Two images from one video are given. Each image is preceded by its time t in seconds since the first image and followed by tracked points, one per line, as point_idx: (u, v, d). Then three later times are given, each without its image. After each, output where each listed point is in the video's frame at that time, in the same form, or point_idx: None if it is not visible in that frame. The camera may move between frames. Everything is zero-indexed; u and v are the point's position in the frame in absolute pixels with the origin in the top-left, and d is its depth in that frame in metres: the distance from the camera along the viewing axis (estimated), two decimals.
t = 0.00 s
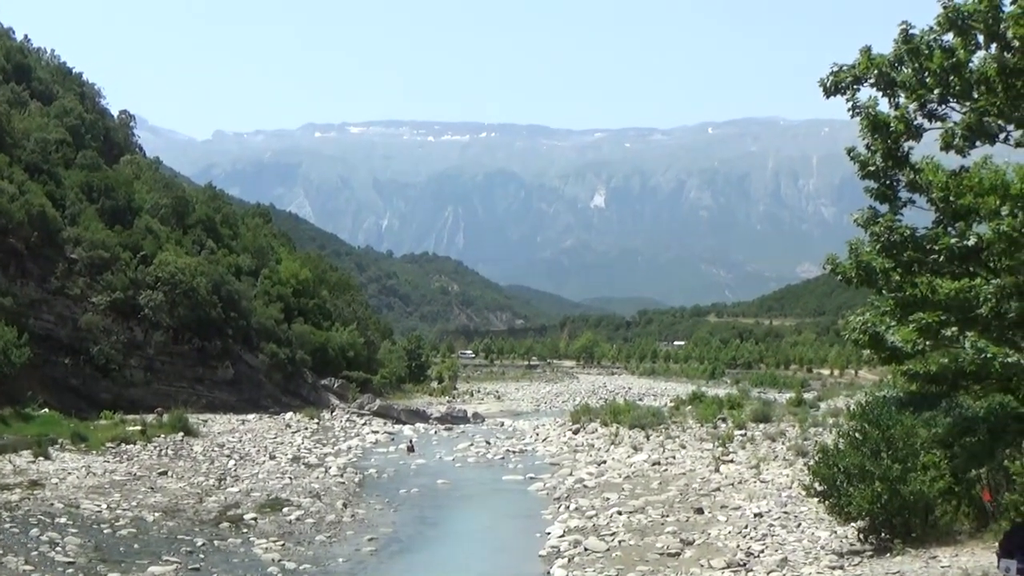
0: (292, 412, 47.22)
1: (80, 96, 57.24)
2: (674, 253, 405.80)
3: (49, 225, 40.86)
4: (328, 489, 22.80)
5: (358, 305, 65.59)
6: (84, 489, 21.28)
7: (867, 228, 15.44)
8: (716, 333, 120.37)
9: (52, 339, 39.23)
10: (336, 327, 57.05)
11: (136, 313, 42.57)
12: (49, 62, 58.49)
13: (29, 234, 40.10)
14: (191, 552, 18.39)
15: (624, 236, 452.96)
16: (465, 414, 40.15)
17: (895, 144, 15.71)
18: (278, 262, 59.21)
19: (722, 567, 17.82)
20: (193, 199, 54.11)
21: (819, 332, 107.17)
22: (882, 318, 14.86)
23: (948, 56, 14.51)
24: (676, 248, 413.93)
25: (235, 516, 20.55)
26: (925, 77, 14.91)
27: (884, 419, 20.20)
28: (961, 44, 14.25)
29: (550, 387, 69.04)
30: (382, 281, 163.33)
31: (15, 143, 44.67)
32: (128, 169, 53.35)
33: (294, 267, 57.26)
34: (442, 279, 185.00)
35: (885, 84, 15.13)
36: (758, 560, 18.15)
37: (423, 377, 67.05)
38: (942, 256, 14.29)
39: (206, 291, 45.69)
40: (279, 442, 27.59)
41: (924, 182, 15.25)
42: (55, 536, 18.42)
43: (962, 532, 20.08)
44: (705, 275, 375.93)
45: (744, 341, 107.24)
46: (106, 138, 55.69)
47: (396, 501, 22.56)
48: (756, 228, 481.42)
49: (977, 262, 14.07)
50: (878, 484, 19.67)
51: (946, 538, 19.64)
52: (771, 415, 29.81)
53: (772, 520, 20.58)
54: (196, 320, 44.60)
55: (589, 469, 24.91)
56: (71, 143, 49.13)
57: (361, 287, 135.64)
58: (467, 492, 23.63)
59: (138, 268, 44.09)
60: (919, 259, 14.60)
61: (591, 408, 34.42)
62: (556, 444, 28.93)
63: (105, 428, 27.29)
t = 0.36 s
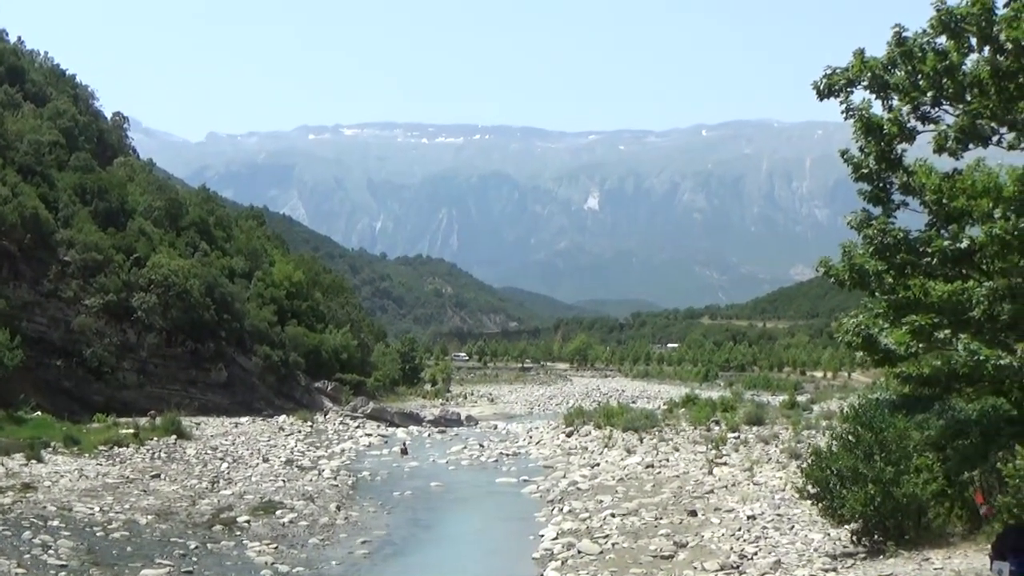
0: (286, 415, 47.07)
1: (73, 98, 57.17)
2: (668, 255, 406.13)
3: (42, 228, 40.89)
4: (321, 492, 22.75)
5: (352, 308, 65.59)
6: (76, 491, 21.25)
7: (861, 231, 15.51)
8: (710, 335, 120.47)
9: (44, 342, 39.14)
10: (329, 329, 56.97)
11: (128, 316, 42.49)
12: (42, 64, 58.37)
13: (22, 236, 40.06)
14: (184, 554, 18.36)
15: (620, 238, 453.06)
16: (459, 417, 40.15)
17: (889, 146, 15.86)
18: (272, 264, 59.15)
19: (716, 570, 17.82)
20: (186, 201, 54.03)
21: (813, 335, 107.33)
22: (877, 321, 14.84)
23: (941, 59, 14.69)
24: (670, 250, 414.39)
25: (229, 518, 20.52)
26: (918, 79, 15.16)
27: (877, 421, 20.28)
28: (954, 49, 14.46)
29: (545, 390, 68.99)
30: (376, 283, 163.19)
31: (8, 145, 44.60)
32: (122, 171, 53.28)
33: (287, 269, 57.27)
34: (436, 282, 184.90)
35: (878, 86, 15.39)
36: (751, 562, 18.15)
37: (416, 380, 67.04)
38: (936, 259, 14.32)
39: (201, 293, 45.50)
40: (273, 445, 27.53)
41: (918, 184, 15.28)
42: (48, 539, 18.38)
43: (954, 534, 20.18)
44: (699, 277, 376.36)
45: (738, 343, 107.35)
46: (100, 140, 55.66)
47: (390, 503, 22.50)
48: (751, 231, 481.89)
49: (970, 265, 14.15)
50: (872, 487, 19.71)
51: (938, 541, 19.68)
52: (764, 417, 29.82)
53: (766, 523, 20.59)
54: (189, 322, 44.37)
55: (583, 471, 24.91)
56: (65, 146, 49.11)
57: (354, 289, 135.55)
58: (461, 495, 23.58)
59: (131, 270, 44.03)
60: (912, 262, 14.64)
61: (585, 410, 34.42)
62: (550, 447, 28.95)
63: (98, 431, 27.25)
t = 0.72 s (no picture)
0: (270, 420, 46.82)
1: (48, 93, 56.23)
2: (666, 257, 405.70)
3: (16, 227, 40.03)
4: (306, 500, 22.06)
5: (337, 310, 64.79)
6: (51, 500, 20.49)
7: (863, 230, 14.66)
8: (706, 338, 119.86)
9: (18, 344, 38.24)
10: (314, 332, 57.04)
11: (106, 317, 41.52)
12: (17, 58, 57.54)
13: None
14: (164, 565, 17.61)
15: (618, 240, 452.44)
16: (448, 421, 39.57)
17: (891, 143, 15.02)
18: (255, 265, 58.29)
19: None
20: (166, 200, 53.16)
21: (814, 337, 106.94)
22: (880, 324, 13.94)
23: (944, 53, 13.87)
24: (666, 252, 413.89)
25: (210, 528, 19.79)
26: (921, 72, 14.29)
27: (880, 427, 19.73)
28: (958, 42, 13.68)
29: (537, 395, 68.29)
30: (364, 284, 161.78)
31: None
32: (99, 168, 52.36)
33: (270, 270, 56.51)
34: (426, 283, 183.71)
35: (880, 81, 14.47)
36: (751, 572, 17.44)
37: (404, 384, 66.25)
38: (940, 258, 13.57)
39: (181, 295, 44.81)
40: (255, 452, 26.86)
41: (921, 181, 14.60)
42: (22, 549, 17.58)
43: (960, 543, 19.57)
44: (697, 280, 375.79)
45: (735, 346, 106.61)
46: (77, 137, 54.93)
47: (377, 511, 21.85)
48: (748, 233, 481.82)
49: (975, 265, 13.47)
50: (875, 494, 19.17)
51: (943, 549, 19.02)
52: (764, 421, 29.23)
53: (765, 531, 19.91)
54: (169, 324, 43.69)
55: (577, 479, 24.27)
56: (40, 142, 48.37)
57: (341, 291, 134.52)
58: (450, 503, 22.93)
59: (109, 271, 43.20)
60: (915, 262, 13.84)
61: (579, 415, 33.84)
62: (542, 453, 28.28)
63: (74, 437, 26.50)
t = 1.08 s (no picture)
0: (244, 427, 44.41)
1: (9, 82, 54.31)
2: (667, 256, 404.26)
3: None
4: (283, 513, 20.91)
5: (315, 312, 63.29)
6: (13, 513, 19.37)
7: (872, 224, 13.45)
8: (708, 340, 118.41)
9: None
10: (290, 334, 54.29)
11: (72, 320, 40.26)
12: None
13: None
14: None
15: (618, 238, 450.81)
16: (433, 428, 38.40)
17: (901, 135, 13.80)
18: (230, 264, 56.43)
19: None
20: (134, 194, 51.20)
21: (820, 339, 105.82)
22: (887, 326, 12.72)
23: (955, 39, 12.90)
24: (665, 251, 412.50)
25: (181, 542, 18.64)
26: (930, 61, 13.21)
27: (889, 434, 18.75)
28: (970, 27, 12.72)
29: (526, 400, 66.88)
30: (344, 286, 158.63)
31: None
32: (63, 162, 50.72)
33: (245, 269, 54.53)
34: (410, 283, 181.29)
35: (888, 69, 13.33)
36: None
37: (386, 389, 64.78)
38: (952, 256, 12.48)
39: (150, 295, 42.56)
40: (228, 462, 25.76)
41: (932, 175, 13.49)
42: None
43: (973, 555, 18.60)
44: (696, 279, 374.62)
45: (737, 348, 105.29)
46: (41, 127, 53.70)
47: (357, 525, 20.72)
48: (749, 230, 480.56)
49: (991, 265, 12.37)
50: (884, 504, 18.07)
51: (954, 562, 18.11)
52: (767, 429, 28.23)
53: (768, 544, 18.80)
54: (137, 326, 41.66)
55: (569, 489, 23.18)
56: None
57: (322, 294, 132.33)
58: (435, 515, 21.82)
59: (74, 271, 41.75)
60: (926, 259, 12.77)
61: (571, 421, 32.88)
62: (532, 462, 27.21)
63: (37, 446, 25.38)
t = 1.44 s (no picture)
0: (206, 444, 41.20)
1: None
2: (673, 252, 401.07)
3: None
4: (250, 538, 19.17)
5: (285, 315, 60.98)
6: None
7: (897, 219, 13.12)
8: (719, 347, 116.29)
9: None
10: (258, 342, 51.26)
11: (17, 326, 37.71)
12: None
13: None
14: None
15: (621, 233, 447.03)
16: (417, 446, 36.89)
17: (929, 120, 13.30)
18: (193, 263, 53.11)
19: None
20: (87, 186, 48.63)
21: (842, 344, 104.02)
22: (914, 330, 12.04)
23: (989, 16, 12.73)
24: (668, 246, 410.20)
25: (137, 570, 16.85)
26: (963, 39, 13.19)
27: (917, 450, 17.11)
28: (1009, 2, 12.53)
29: (517, 413, 64.72)
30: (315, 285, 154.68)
31: None
32: (8, 151, 48.12)
33: (209, 269, 51.18)
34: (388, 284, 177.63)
35: (916, 48, 13.45)
36: None
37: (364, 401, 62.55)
38: (985, 253, 11.92)
39: (104, 298, 39.87)
40: (191, 482, 24.09)
41: (964, 164, 13.03)
42: None
43: None
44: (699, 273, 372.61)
45: (751, 357, 103.01)
46: None
47: (332, 550, 18.96)
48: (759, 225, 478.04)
49: None
50: (911, 527, 16.45)
51: None
52: (782, 444, 26.62)
53: (787, 571, 16.98)
54: (89, 333, 39.06)
55: (566, 511, 21.44)
56: None
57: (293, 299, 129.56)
58: (416, 540, 20.06)
59: (19, 271, 39.27)
60: (958, 257, 12.09)
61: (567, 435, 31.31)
62: (524, 481, 25.59)
63: None
